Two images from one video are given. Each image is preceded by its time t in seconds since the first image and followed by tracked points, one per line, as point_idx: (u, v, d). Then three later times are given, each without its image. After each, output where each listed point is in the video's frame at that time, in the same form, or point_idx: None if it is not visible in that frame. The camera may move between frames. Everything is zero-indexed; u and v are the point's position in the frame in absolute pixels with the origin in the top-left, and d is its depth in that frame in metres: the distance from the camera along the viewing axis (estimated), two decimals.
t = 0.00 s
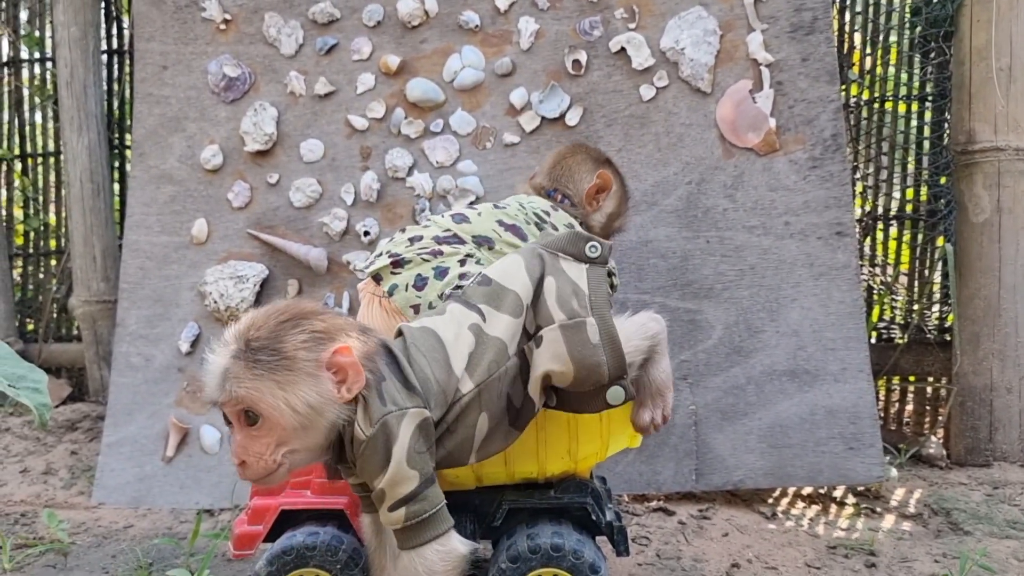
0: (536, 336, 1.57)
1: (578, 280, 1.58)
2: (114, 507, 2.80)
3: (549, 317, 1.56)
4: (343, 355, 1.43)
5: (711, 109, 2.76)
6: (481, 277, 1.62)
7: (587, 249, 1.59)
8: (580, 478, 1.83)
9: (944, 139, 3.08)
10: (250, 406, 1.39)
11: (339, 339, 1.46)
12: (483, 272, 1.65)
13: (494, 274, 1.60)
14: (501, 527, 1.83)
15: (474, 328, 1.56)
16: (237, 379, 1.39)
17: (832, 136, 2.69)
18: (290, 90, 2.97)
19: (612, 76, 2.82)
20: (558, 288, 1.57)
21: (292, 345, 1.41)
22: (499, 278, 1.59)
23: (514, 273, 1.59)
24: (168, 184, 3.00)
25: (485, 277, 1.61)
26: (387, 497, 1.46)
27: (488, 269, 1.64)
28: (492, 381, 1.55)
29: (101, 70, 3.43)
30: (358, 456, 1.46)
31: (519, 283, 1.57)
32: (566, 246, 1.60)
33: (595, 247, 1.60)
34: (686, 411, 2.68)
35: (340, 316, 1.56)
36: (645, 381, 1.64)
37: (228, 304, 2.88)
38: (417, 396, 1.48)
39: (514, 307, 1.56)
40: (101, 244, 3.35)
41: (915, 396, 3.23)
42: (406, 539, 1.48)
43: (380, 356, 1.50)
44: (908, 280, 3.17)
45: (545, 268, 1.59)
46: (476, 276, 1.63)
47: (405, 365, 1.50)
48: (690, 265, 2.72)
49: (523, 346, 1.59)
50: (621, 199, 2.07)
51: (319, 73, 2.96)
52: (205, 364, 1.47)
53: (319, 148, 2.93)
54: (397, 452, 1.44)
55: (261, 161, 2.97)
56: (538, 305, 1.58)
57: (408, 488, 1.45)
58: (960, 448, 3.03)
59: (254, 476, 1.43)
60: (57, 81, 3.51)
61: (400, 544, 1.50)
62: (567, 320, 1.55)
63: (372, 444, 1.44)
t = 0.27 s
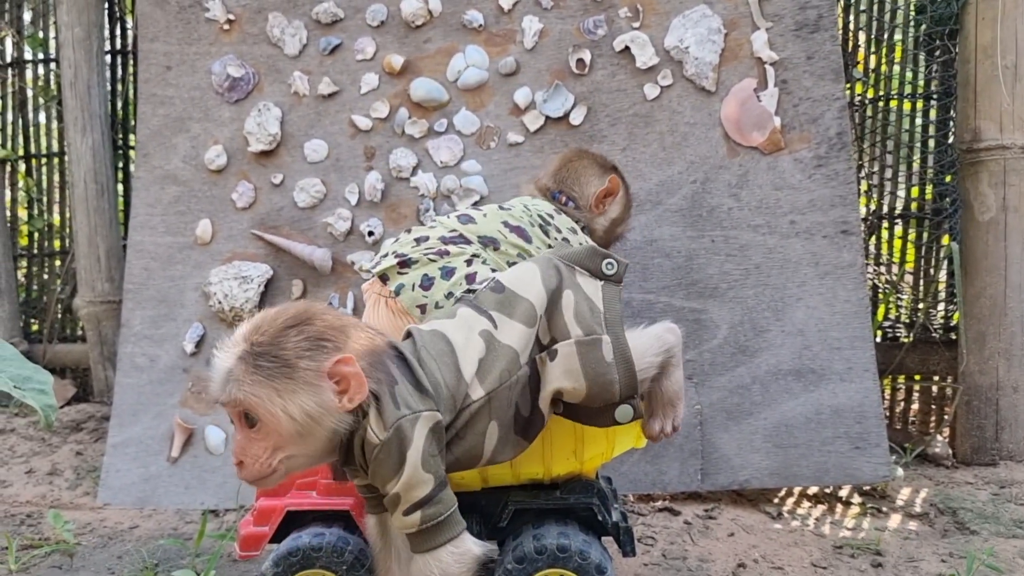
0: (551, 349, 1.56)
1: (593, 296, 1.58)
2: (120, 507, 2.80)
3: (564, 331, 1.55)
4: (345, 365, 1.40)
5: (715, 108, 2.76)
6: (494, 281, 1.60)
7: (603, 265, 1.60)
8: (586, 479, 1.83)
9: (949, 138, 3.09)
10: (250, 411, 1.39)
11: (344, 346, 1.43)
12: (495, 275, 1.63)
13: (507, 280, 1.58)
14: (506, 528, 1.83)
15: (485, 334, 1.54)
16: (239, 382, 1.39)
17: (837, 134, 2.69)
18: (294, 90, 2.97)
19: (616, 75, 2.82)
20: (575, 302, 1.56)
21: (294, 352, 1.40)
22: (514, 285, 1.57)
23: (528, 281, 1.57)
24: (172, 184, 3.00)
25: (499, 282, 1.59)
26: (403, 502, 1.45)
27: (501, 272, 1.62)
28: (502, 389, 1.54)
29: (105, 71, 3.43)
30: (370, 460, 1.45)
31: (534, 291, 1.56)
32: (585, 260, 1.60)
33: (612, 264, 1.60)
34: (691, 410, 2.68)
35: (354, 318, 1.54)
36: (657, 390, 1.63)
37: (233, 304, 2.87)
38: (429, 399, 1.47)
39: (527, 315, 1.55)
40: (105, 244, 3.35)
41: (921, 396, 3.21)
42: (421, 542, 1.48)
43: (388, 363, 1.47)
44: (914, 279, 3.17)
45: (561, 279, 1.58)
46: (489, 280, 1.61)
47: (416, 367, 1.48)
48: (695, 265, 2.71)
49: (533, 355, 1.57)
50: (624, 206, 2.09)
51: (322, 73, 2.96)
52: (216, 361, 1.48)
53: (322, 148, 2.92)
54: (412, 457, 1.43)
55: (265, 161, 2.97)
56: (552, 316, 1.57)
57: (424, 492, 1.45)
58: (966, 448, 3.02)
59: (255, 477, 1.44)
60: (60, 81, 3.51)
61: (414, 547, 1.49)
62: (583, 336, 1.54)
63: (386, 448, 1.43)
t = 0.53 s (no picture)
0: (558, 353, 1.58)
1: (609, 308, 1.59)
2: (125, 507, 2.81)
3: (573, 338, 1.57)
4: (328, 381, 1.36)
5: (717, 107, 2.76)
6: (513, 284, 1.61)
7: (625, 278, 1.60)
8: (590, 479, 1.83)
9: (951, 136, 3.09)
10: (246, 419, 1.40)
11: (334, 359, 1.39)
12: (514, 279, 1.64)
13: (526, 283, 1.60)
14: (511, 528, 1.84)
15: (502, 337, 1.55)
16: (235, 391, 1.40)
17: (839, 133, 2.69)
18: (297, 91, 2.97)
19: (618, 74, 2.83)
20: (589, 311, 1.58)
21: (282, 365, 1.38)
22: (532, 289, 1.59)
23: (547, 285, 1.59)
24: (176, 185, 3.01)
25: (518, 285, 1.60)
26: (418, 503, 1.44)
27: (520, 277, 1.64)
28: (518, 393, 1.54)
29: (108, 71, 3.44)
30: (387, 462, 1.44)
31: (551, 295, 1.58)
32: (607, 270, 1.61)
33: (633, 277, 1.61)
34: (694, 409, 2.68)
35: (366, 323, 1.49)
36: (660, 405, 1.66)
37: (237, 304, 2.88)
38: (446, 401, 1.46)
39: (543, 319, 1.56)
40: (109, 244, 3.36)
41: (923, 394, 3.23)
42: (437, 543, 1.46)
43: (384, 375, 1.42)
44: (916, 276, 3.17)
45: (580, 286, 1.60)
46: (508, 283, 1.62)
47: (434, 368, 1.48)
48: (698, 263, 2.72)
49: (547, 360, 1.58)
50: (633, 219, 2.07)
51: (326, 73, 2.97)
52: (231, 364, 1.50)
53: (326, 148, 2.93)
54: (428, 458, 1.42)
55: (269, 161, 2.98)
56: (566, 322, 1.59)
57: (439, 493, 1.43)
58: (968, 446, 3.03)
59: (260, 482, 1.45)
60: (63, 82, 3.52)
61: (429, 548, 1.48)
62: (591, 346, 1.55)
63: (402, 450, 1.42)
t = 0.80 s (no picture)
0: (566, 357, 1.57)
1: (620, 313, 1.57)
2: (127, 505, 2.82)
3: (582, 343, 1.56)
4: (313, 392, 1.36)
5: (718, 103, 2.75)
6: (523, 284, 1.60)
7: (636, 282, 1.58)
8: (590, 476, 1.83)
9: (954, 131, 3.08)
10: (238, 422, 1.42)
11: (320, 369, 1.38)
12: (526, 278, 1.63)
13: (536, 284, 1.59)
14: (510, 526, 1.83)
15: (509, 339, 1.54)
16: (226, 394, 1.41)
17: (841, 128, 2.68)
18: (297, 88, 2.97)
19: (618, 70, 2.82)
20: (599, 316, 1.56)
21: (268, 373, 1.37)
22: (542, 290, 1.57)
23: (557, 287, 1.57)
24: (176, 183, 3.01)
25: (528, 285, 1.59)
26: (417, 505, 1.44)
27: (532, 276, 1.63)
28: (524, 396, 1.53)
29: (108, 69, 3.43)
30: (385, 463, 1.44)
31: (561, 298, 1.56)
32: (618, 273, 1.59)
33: (645, 281, 1.58)
34: (695, 405, 2.68)
35: (360, 324, 1.47)
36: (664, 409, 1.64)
37: (238, 302, 2.88)
38: (446, 404, 1.45)
39: (551, 323, 1.55)
40: (110, 242, 3.36)
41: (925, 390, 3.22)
42: (436, 544, 1.46)
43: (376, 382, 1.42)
44: (918, 272, 3.16)
45: (590, 289, 1.58)
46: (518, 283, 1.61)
47: (436, 369, 1.48)
48: (698, 260, 2.71)
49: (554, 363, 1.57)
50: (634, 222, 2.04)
51: (325, 70, 2.96)
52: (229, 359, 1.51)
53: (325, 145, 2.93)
54: (427, 460, 1.41)
55: (269, 159, 2.97)
56: (575, 326, 1.57)
57: (438, 495, 1.43)
58: (971, 442, 3.02)
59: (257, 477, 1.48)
60: (64, 80, 3.52)
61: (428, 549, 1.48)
62: (600, 353, 1.54)
63: (400, 453, 1.42)
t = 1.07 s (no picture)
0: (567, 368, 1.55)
1: (627, 336, 1.58)
2: (129, 505, 2.82)
3: (587, 360, 1.55)
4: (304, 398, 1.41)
5: (718, 102, 2.76)
6: (533, 292, 1.61)
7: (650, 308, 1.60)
8: (592, 477, 1.82)
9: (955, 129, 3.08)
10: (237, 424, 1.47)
11: (311, 375, 1.42)
12: (537, 285, 1.64)
13: (547, 293, 1.60)
14: (512, 526, 1.84)
15: (511, 345, 1.54)
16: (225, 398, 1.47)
17: (841, 127, 2.68)
18: (298, 89, 2.97)
19: (619, 70, 2.82)
20: (606, 336, 1.57)
21: (261, 379, 1.42)
22: (553, 301, 1.58)
23: (570, 301, 1.59)
24: (178, 183, 3.01)
25: (538, 294, 1.60)
26: (408, 510, 1.45)
27: (543, 284, 1.63)
28: (523, 405, 1.52)
29: (109, 70, 3.44)
30: (377, 469, 1.45)
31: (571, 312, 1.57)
32: (634, 296, 1.60)
33: (658, 308, 1.60)
34: (696, 404, 2.68)
35: (353, 328, 1.50)
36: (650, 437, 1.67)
37: (239, 302, 2.89)
38: (438, 408, 1.45)
39: (556, 333, 1.55)
40: (112, 243, 3.37)
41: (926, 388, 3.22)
42: (429, 548, 1.46)
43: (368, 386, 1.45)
44: (919, 271, 3.16)
45: (603, 308, 1.59)
46: (528, 290, 1.62)
47: (431, 372, 1.48)
48: (699, 259, 2.71)
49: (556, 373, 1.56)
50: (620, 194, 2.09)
51: (326, 71, 2.97)
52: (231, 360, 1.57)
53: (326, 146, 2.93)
54: (416, 467, 1.42)
55: (270, 159, 2.98)
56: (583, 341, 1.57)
57: (428, 500, 1.44)
58: (972, 440, 3.02)
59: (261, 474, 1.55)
60: (65, 81, 3.53)
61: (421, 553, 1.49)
62: (603, 374, 1.55)
63: (390, 458, 1.43)
